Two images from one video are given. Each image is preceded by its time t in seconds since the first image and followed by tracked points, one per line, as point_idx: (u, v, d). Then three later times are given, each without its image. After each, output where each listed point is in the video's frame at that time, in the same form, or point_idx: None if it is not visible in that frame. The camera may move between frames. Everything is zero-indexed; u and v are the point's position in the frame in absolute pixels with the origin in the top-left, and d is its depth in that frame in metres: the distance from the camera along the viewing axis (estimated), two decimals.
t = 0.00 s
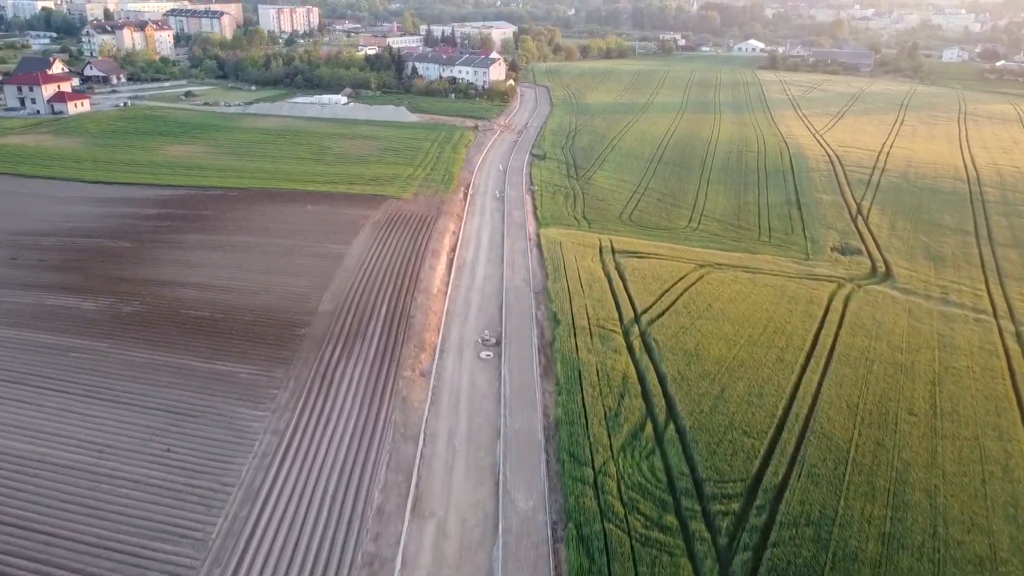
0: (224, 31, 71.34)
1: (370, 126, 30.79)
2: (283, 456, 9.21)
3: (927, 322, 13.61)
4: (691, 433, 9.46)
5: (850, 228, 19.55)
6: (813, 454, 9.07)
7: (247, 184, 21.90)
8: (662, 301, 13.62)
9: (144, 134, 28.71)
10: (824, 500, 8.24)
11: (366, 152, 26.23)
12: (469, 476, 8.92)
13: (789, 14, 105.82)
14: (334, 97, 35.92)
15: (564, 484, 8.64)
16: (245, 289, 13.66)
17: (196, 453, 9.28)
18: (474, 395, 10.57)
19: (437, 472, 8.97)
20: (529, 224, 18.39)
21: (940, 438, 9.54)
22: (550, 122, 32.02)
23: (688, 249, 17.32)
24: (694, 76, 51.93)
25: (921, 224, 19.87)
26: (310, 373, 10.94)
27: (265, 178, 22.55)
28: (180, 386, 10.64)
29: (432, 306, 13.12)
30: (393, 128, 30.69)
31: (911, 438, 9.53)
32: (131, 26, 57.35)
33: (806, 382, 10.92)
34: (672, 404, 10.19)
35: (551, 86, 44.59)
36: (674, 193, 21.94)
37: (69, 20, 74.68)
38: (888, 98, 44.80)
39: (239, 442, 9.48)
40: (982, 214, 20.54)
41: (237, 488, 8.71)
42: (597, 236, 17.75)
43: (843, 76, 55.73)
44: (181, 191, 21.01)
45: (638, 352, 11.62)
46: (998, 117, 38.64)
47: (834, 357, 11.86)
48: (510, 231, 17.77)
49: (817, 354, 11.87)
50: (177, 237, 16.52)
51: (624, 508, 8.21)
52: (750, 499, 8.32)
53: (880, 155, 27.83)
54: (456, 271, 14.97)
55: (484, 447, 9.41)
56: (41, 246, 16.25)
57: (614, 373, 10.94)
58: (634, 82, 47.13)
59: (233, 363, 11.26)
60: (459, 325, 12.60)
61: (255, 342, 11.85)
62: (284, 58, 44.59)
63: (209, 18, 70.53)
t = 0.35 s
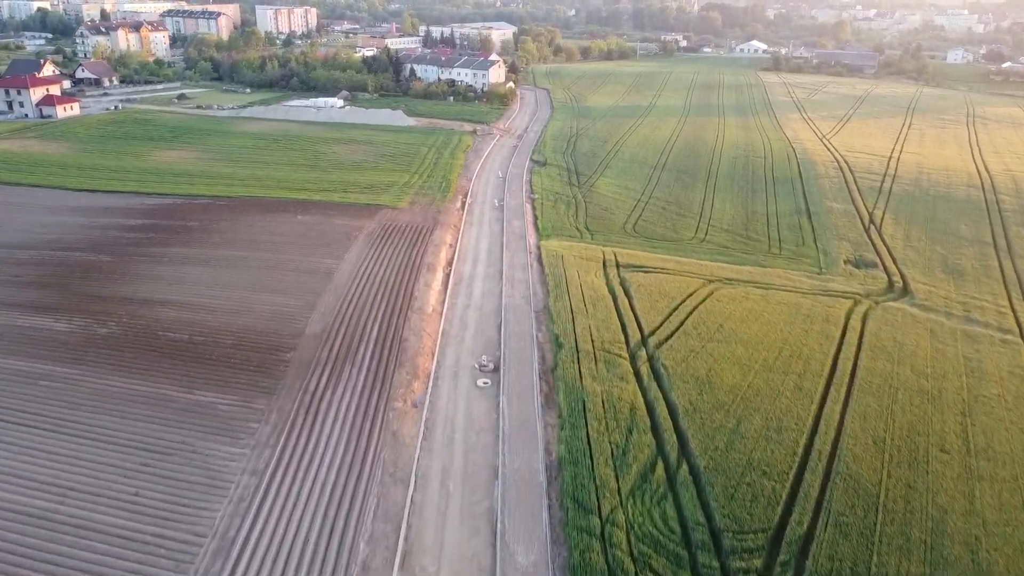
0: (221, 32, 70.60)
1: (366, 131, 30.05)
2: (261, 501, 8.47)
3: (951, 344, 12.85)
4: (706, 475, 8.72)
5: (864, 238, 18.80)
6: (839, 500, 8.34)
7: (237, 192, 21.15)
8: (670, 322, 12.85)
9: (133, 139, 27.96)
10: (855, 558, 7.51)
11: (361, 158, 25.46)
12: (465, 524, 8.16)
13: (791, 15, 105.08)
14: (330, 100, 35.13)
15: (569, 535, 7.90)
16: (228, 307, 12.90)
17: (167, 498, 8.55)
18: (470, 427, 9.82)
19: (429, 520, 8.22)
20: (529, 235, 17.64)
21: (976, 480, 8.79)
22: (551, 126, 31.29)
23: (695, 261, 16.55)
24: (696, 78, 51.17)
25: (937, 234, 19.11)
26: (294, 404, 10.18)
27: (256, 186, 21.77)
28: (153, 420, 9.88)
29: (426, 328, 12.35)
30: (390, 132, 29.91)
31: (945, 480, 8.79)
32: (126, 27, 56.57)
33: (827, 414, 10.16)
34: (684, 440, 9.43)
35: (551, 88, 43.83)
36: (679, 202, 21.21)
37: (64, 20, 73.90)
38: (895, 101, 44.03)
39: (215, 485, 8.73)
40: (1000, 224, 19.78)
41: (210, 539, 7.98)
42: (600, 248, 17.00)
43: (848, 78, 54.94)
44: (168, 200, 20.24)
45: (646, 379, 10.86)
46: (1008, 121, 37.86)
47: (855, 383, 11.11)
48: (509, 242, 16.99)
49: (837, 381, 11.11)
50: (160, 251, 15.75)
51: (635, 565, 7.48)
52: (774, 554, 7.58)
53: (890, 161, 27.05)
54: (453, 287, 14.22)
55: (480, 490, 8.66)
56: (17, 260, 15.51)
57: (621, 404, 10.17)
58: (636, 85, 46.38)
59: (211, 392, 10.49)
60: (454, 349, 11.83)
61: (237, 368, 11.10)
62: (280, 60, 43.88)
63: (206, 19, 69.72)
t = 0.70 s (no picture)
0: (218, 33, 69.83)
1: (362, 135, 29.29)
2: (235, 555, 7.70)
3: (979, 367, 12.08)
4: (725, 525, 7.97)
5: (879, 250, 18.04)
6: (872, 554, 7.59)
7: (226, 200, 20.37)
8: (680, 344, 12.09)
9: (122, 143, 27.16)
10: None
11: (356, 164, 24.67)
12: None
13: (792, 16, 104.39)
14: (325, 104, 34.33)
15: None
16: (209, 330, 12.11)
17: (132, 551, 7.77)
18: (466, 466, 9.05)
19: None
20: (530, 247, 16.88)
21: (1020, 530, 8.05)
22: (552, 130, 30.53)
23: (703, 276, 15.79)
24: (700, 80, 50.41)
25: (955, 246, 18.34)
26: (275, 440, 9.41)
27: (246, 194, 20.99)
28: (124, 459, 9.12)
29: (420, 352, 11.56)
30: (386, 136, 29.13)
31: (987, 529, 8.04)
32: (120, 28, 55.78)
33: (853, 451, 9.40)
34: (699, 484, 8.66)
35: (552, 90, 43.07)
36: (686, 211, 20.45)
37: (60, 21, 73.10)
38: (901, 103, 43.28)
39: (186, 536, 7.95)
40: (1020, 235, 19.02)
41: None
42: (605, 261, 16.24)
43: (852, 80, 54.21)
44: (153, 209, 19.45)
45: (657, 411, 10.09)
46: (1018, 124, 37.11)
47: (881, 414, 10.35)
48: (508, 256, 16.21)
49: (860, 412, 10.35)
50: (141, 266, 14.97)
51: None
52: None
53: (900, 166, 26.27)
54: (449, 305, 13.45)
55: (477, 541, 7.89)
56: None
57: (629, 440, 9.39)
58: (638, 87, 45.62)
59: (189, 426, 9.71)
60: (450, 376, 11.06)
61: (216, 398, 10.33)
62: (275, 62, 43.12)
63: (203, 19, 68.88)
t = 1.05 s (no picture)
0: (215, 33, 69.02)
1: (358, 140, 28.52)
2: None
3: (1012, 396, 11.29)
4: None
5: (895, 263, 17.26)
6: None
7: (214, 209, 19.58)
8: (692, 371, 11.30)
9: (110, 149, 26.37)
10: None
11: (350, 170, 23.88)
12: None
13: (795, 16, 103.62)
14: (321, 107, 33.54)
15: None
16: (188, 355, 11.32)
17: None
18: (461, 514, 8.26)
19: None
20: (530, 260, 16.10)
21: None
22: (552, 135, 29.77)
23: (713, 292, 15.01)
24: (702, 82, 49.65)
25: (974, 258, 17.58)
26: (253, 483, 8.62)
27: (235, 203, 20.20)
28: (86, 506, 8.30)
29: (412, 381, 10.76)
30: (382, 141, 28.35)
31: None
32: (115, 29, 54.97)
33: (883, 496, 8.62)
34: (717, 536, 7.89)
35: (552, 93, 42.30)
36: (692, 221, 19.69)
37: (55, 22, 72.27)
38: (908, 106, 42.53)
39: None
40: None
41: None
42: (609, 277, 15.45)
43: (856, 82, 53.45)
44: (138, 220, 18.67)
45: (669, 448, 9.31)
46: None
47: (910, 452, 9.57)
48: (507, 270, 15.41)
49: (888, 449, 9.57)
50: (120, 283, 14.18)
51: None
52: None
53: (912, 173, 25.48)
54: (445, 326, 12.67)
55: None
56: None
57: (639, 484, 8.63)
58: (640, 89, 44.88)
59: (159, 467, 8.89)
60: (444, 408, 10.26)
61: (190, 433, 9.51)
62: (271, 64, 42.35)
63: (199, 20, 68.11)
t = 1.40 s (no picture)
0: (212, 34, 68.23)
1: (353, 145, 27.76)
2: None
3: None
4: None
5: (913, 277, 16.50)
6: None
7: (202, 218, 18.82)
8: (704, 400, 10.54)
9: (98, 154, 25.60)
10: None
11: (345, 177, 23.11)
12: None
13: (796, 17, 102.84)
14: (316, 111, 32.78)
15: None
16: (163, 382, 10.57)
17: None
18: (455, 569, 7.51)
19: None
20: (531, 274, 15.34)
21: None
22: (553, 139, 29.00)
23: (723, 309, 14.26)
24: (705, 84, 48.91)
25: (995, 271, 16.81)
26: (227, 534, 7.87)
27: (224, 211, 19.42)
28: (40, 560, 7.54)
29: (403, 412, 9.99)
30: (378, 146, 27.58)
31: None
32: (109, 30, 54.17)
33: (918, 549, 7.88)
34: None
35: (553, 95, 41.54)
36: (699, 231, 18.94)
37: (51, 23, 71.46)
38: (915, 109, 41.77)
39: None
40: None
41: None
42: (613, 293, 14.68)
43: (861, 84, 52.72)
44: (121, 230, 17.90)
45: (682, 491, 8.56)
46: None
47: (944, 495, 8.81)
48: (506, 286, 14.63)
49: (919, 490, 8.83)
50: (97, 301, 13.43)
51: None
52: None
53: (924, 180, 24.71)
54: (440, 348, 11.90)
55: None
56: None
57: (651, 535, 7.88)
58: (642, 92, 44.12)
59: (123, 515, 8.12)
60: (437, 442, 9.50)
61: (160, 474, 8.74)
62: (267, 66, 41.61)
63: (196, 22, 67.36)
